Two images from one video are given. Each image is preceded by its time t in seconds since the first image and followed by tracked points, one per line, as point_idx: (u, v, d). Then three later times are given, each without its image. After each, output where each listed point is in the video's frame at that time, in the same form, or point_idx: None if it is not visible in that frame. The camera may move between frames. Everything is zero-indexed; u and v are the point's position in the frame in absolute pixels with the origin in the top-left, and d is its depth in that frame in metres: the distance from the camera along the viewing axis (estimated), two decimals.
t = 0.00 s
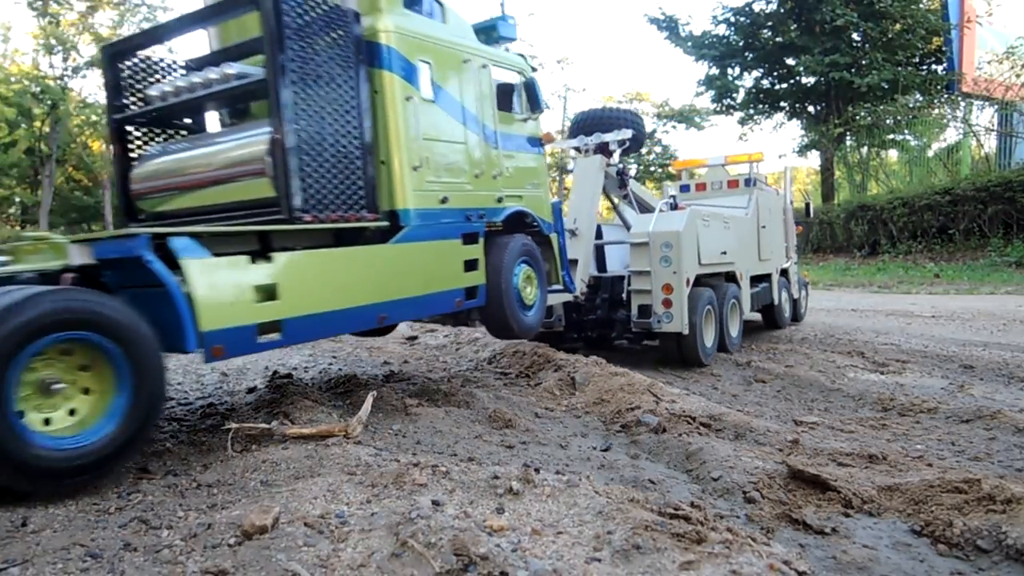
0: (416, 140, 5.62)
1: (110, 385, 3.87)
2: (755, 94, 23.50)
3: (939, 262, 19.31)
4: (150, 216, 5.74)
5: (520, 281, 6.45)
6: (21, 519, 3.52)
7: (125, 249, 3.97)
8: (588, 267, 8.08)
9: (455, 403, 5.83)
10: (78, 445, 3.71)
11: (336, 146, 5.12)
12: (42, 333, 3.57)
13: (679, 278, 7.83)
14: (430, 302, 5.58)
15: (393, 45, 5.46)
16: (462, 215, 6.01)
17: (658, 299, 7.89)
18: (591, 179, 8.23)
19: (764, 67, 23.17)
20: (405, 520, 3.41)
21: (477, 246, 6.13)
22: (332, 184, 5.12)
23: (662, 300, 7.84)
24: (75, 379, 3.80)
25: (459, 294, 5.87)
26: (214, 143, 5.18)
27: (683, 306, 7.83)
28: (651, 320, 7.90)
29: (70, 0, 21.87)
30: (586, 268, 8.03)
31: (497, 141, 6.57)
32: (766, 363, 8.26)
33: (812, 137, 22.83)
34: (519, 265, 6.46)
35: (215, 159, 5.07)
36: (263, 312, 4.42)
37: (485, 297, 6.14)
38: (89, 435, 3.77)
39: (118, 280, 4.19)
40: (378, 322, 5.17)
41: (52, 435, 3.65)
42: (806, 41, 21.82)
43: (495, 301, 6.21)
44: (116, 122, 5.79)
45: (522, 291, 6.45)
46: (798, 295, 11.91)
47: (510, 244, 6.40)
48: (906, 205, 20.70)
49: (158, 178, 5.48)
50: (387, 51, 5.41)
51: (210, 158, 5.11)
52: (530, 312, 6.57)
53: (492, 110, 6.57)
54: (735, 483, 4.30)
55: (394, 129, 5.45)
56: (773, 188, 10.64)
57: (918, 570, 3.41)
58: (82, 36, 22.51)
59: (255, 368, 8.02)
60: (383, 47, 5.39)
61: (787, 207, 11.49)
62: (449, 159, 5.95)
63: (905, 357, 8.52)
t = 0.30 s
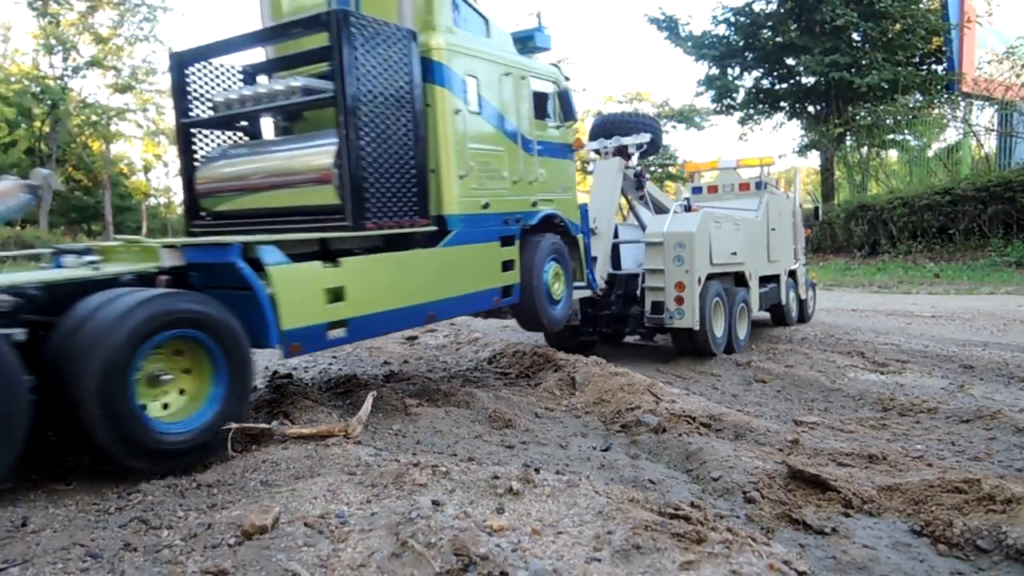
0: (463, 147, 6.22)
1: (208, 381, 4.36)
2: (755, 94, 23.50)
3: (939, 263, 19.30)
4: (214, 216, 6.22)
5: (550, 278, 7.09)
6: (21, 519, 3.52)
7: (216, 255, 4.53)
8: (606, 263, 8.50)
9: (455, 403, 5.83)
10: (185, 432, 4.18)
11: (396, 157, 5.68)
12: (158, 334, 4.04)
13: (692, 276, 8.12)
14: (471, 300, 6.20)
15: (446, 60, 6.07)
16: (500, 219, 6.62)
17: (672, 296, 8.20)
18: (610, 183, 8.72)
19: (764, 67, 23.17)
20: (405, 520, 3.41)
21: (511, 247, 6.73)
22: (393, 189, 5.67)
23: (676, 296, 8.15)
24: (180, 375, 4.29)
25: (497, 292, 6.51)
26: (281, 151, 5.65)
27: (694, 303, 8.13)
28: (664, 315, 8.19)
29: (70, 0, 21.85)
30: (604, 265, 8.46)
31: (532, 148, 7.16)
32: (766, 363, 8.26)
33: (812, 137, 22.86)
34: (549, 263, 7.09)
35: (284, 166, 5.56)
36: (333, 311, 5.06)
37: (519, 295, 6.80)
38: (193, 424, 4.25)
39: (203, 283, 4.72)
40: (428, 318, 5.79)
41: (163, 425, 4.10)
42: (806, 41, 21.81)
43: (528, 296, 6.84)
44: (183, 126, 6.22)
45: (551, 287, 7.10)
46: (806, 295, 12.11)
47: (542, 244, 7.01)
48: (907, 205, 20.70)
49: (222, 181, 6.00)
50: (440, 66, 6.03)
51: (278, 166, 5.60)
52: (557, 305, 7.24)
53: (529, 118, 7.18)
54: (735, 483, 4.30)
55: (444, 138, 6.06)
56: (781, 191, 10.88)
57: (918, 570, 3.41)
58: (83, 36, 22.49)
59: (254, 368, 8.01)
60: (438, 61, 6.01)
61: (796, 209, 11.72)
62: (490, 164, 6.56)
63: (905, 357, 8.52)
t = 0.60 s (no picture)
0: (496, 153, 6.61)
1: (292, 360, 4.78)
2: (755, 94, 23.50)
3: (939, 263, 19.31)
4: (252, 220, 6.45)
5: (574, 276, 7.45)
6: (21, 519, 3.52)
7: (291, 251, 4.91)
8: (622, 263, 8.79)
9: (455, 404, 5.84)
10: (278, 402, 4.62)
11: (439, 162, 6.07)
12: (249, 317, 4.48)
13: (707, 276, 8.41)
14: (508, 294, 6.63)
15: (479, 72, 6.47)
16: (531, 219, 7.02)
17: (685, 295, 8.47)
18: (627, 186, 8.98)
19: (764, 67, 23.17)
20: (405, 520, 3.41)
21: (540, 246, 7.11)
22: (436, 192, 6.05)
23: (690, 295, 8.42)
24: (265, 353, 4.71)
25: (528, 287, 6.90)
26: (334, 158, 5.95)
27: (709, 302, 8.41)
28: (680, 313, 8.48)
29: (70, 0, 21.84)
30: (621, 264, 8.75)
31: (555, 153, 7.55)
32: (766, 363, 8.25)
33: (813, 137, 22.89)
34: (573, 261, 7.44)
35: (339, 171, 5.84)
36: (392, 302, 5.48)
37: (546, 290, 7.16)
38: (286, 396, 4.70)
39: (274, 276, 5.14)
40: (469, 312, 6.21)
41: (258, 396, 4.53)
42: (806, 41, 21.80)
43: (556, 293, 7.24)
44: (235, 141, 6.54)
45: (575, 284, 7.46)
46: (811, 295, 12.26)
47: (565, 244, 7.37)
48: (906, 206, 20.72)
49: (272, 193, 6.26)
50: (474, 77, 6.43)
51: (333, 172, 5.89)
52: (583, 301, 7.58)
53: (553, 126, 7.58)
54: (735, 483, 4.30)
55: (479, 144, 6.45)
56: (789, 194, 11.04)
57: (918, 570, 3.41)
58: (82, 35, 22.48)
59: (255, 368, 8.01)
60: (471, 74, 6.40)
61: (804, 212, 11.89)
62: (521, 170, 6.97)
63: (905, 358, 8.52)
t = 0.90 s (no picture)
0: (528, 160, 7.23)
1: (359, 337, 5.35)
2: (756, 94, 23.50)
3: (939, 263, 19.31)
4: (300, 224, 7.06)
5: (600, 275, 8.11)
6: (21, 519, 3.52)
7: (355, 246, 5.58)
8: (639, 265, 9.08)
9: (456, 404, 5.84)
10: (349, 379, 5.20)
11: (478, 169, 6.71)
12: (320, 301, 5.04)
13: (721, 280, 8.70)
14: (542, 288, 7.30)
15: (509, 84, 7.05)
16: (560, 219, 7.66)
17: (701, 297, 8.76)
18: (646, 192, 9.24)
19: (764, 67, 23.18)
20: (405, 520, 3.41)
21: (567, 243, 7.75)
22: (474, 194, 6.65)
23: (705, 297, 8.69)
24: (334, 333, 5.30)
25: (559, 283, 7.58)
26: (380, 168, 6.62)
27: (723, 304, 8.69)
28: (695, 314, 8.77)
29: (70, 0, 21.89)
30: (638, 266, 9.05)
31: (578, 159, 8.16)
32: (766, 363, 8.25)
33: (813, 137, 22.89)
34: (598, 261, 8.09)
35: (387, 181, 6.51)
36: (442, 291, 6.06)
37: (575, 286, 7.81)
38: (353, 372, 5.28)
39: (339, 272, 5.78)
40: (509, 303, 6.85)
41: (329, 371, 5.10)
42: (806, 41, 21.79)
43: (585, 292, 7.88)
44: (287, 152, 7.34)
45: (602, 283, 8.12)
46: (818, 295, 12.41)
47: (591, 244, 8.01)
48: (906, 205, 20.72)
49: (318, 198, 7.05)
50: (505, 89, 7.01)
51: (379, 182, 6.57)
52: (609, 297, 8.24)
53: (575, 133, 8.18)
54: (735, 483, 4.30)
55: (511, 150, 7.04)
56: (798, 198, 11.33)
57: (918, 570, 3.41)
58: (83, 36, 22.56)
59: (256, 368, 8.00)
60: (503, 85, 6.97)
61: (812, 214, 12.14)
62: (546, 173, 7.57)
63: (905, 358, 8.52)
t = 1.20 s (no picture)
0: (563, 176, 7.38)
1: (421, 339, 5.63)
2: (755, 94, 23.49)
3: (939, 263, 19.32)
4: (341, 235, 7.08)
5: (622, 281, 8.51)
6: (21, 519, 3.52)
7: (414, 256, 5.86)
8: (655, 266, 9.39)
9: (456, 404, 5.84)
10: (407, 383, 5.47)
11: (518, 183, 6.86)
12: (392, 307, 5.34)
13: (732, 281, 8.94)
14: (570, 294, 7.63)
15: (547, 104, 7.19)
16: (587, 230, 7.90)
17: (712, 297, 9.01)
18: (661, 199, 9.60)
19: (764, 67, 23.16)
20: (405, 520, 3.41)
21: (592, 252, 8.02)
22: (516, 209, 6.80)
23: (716, 296, 8.95)
24: (395, 343, 5.59)
25: (586, 288, 7.93)
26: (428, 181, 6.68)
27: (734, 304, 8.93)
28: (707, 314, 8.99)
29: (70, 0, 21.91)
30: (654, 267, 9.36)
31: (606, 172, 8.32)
32: (766, 363, 8.25)
33: (813, 137, 22.88)
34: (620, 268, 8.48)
35: (429, 191, 6.60)
36: (489, 297, 6.38)
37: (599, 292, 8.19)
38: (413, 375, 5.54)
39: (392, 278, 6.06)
40: (543, 308, 7.15)
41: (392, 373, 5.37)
42: (806, 41, 21.79)
43: (607, 295, 8.29)
44: (338, 161, 7.18)
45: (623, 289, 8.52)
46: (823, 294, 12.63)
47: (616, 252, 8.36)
48: (906, 205, 20.74)
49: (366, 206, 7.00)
50: (544, 109, 7.15)
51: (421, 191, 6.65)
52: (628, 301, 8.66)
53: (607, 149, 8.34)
54: (735, 483, 4.30)
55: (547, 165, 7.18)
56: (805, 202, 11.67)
57: (918, 570, 3.41)
58: (83, 35, 22.57)
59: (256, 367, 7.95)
60: (542, 105, 7.11)
61: (817, 217, 12.47)
62: (579, 188, 7.73)
63: (905, 358, 8.52)
